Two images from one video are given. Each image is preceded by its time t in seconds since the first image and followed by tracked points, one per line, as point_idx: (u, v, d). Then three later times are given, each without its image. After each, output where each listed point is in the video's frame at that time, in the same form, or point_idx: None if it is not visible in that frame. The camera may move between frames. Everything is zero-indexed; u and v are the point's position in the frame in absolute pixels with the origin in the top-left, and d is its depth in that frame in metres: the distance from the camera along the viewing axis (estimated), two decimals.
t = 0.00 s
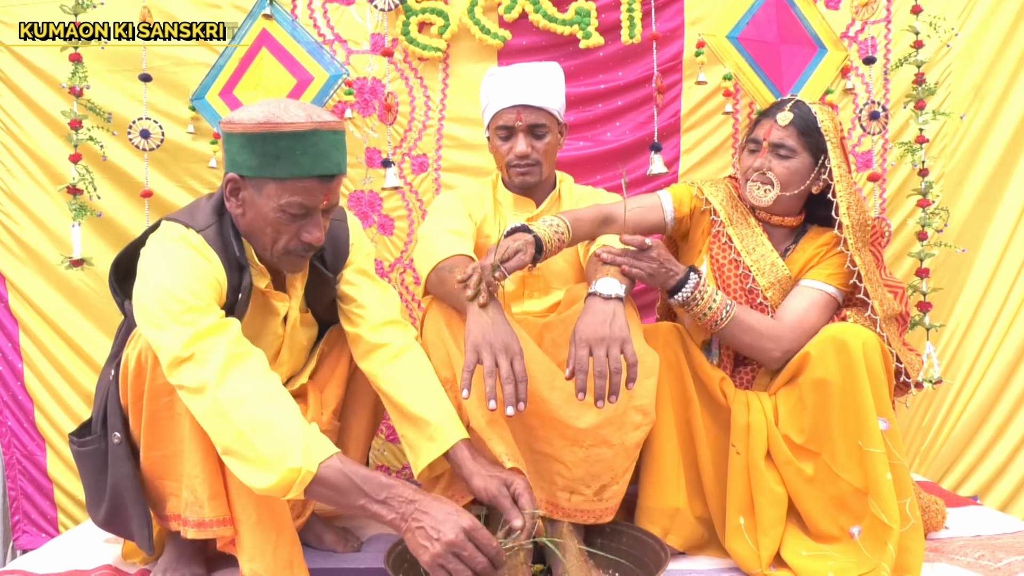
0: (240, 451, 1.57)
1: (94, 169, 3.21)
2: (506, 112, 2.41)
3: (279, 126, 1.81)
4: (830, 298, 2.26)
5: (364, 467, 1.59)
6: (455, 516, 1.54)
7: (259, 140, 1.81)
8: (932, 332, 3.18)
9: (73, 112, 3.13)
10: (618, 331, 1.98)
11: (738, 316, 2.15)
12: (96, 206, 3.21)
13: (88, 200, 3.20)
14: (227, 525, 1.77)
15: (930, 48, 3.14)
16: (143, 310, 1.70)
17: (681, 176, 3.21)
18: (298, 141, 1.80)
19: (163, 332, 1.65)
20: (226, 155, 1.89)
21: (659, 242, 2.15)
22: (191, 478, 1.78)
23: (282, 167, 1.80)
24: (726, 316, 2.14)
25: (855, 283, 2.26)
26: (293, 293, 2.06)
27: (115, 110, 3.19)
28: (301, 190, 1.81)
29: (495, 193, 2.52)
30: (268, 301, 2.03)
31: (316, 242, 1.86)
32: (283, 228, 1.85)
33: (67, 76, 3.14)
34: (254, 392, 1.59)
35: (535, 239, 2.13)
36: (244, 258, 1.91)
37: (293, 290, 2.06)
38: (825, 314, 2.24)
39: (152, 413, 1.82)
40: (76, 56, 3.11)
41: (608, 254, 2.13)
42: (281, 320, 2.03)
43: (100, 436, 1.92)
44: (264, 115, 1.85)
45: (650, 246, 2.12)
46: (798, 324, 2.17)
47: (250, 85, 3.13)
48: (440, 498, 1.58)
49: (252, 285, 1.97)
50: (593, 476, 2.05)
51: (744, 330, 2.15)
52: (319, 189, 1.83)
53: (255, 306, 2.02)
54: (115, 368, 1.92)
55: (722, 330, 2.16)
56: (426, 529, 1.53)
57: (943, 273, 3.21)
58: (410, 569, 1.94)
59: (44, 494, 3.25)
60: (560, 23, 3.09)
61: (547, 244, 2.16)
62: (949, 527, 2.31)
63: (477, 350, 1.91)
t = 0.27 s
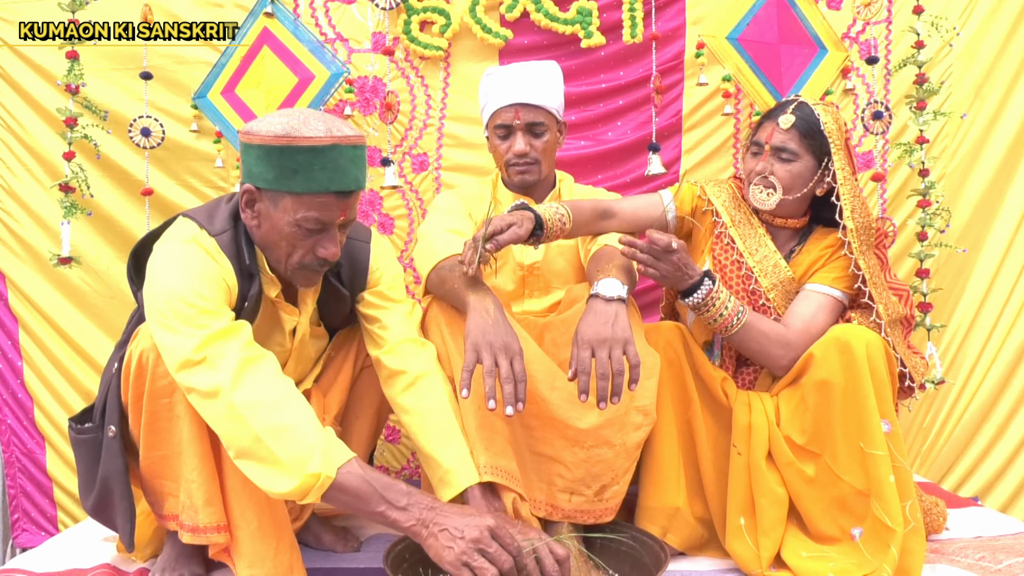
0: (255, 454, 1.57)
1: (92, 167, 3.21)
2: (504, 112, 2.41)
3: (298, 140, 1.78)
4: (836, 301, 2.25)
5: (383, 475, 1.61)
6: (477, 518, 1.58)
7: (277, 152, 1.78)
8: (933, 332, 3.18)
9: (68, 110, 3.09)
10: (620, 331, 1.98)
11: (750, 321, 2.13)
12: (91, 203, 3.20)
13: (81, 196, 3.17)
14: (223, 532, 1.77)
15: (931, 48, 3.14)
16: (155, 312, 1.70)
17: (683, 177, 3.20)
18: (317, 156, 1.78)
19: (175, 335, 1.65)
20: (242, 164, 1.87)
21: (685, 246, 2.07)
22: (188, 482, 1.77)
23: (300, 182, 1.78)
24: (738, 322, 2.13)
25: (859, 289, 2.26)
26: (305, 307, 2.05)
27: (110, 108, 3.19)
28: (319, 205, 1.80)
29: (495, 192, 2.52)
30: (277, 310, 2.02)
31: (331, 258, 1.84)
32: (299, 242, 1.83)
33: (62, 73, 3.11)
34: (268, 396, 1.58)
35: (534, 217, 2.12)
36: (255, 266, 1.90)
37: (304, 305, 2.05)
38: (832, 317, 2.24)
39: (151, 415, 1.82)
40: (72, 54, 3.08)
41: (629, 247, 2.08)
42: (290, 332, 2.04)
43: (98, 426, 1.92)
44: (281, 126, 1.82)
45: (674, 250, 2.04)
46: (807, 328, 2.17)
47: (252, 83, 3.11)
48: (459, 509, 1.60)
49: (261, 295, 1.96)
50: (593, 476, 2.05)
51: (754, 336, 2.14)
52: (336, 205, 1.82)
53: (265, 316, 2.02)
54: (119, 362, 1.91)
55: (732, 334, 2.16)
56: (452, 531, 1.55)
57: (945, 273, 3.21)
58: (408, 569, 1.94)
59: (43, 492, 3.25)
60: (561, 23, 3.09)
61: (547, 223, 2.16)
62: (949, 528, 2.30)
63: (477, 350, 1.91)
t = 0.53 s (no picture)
0: (266, 461, 1.57)
1: (86, 166, 3.20)
2: (505, 113, 2.41)
3: (311, 142, 1.77)
4: (844, 307, 2.25)
5: (395, 484, 1.61)
6: (489, 532, 1.57)
7: (292, 153, 1.77)
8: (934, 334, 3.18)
9: (63, 110, 3.10)
10: (619, 335, 1.98)
11: (755, 333, 2.12)
12: (84, 203, 3.20)
13: (75, 197, 3.19)
14: (230, 540, 1.77)
15: (932, 49, 3.13)
16: (168, 319, 1.68)
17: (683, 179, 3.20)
18: (333, 158, 1.77)
19: (188, 343, 1.63)
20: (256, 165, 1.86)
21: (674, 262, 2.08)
22: (195, 490, 1.77)
23: (315, 184, 1.77)
24: (742, 335, 2.12)
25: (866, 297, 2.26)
26: (311, 306, 2.05)
27: (107, 108, 3.19)
28: (334, 208, 1.79)
29: (496, 193, 2.52)
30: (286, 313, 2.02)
31: (344, 259, 1.84)
32: (312, 244, 1.82)
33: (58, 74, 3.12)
34: (281, 405, 1.58)
35: (541, 249, 2.13)
36: (265, 270, 1.89)
37: (311, 304, 2.05)
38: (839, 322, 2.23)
39: (158, 419, 1.82)
40: (66, 54, 3.10)
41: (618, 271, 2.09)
42: (297, 333, 2.04)
43: (104, 429, 1.91)
44: (295, 129, 1.81)
45: (661, 268, 2.06)
46: (816, 337, 2.15)
47: (256, 85, 3.15)
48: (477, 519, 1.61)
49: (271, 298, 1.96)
50: (593, 479, 2.04)
51: (762, 349, 2.12)
52: (349, 207, 1.81)
53: (274, 319, 2.01)
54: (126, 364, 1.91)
55: (739, 347, 2.14)
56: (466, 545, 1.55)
57: (946, 275, 3.21)
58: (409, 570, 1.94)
59: (43, 493, 3.24)
60: (561, 24, 3.08)
61: (553, 252, 2.16)
62: (950, 530, 2.30)
63: (478, 353, 1.91)
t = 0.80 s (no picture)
0: (302, 459, 1.59)
1: (86, 168, 3.21)
2: (507, 114, 2.42)
3: (301, 128, 1.82)
4: (857, 297, 2.20)
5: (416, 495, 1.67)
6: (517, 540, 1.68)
7: (284, 142, 1.81)
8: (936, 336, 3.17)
9: (62, 112, 3.13)
10: (620, 337, 1.98)
11: (757, 318, 2.12)
12: (84, 206, 3.20)
13: (75, 199, 3.19)
14: (233, 545, 1.76)
15: (932, 52, 3.12)
16: (192, 323, 1.67)
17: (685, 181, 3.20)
18: (323, 143, 1.82)
19: (217, 346, 1.64)
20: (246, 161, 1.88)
21: (682, 239, 2.03)
22: (198, 492, 1.78)
23: (309, 169, 1.81)
24: (744, 319, 2.10)
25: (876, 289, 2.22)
26: (310, 297, 2.07)
27: (110, 110, 3.19)
28: (328, 191, 1.82)
29: (497, 195, 2.52)
30: (288, 307, 2.02)
31: (342, 243, 1.87)
32: (310, 230, 1.86)
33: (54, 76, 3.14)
34: (316, 404, 1.62)
35: (549, 222, 2.13)
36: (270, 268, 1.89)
37: (310, 295, 2.07)
38: (852, 314, 2.19)
39: (164, 423, 1.82)
40: (66, 57, 3.09)
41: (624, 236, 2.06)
42: (298, 327, 2.04)
43: (103, 433, 1.89)
44: (283, 118, 1.85)
45: (667, 243, 2.01)
46: (823, 329, 2.14)
47: (258, 88, 3.14)
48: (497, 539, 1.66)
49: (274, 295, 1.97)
50: (595, 483, 2.04)
51: (765, 334, 2.13)
52: (344, 189, 1.86)
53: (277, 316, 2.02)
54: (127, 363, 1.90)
55: (741, 332, 2.13)
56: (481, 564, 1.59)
57: (947, 276, 3.21)
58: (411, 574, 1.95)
59: (43, 496, 3.24)
60: (562, 27, 3.09)
61: (561, 228, 2.17)
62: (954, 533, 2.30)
63: (479, 355, 1.93)
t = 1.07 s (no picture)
0: (264, 451, 1.55)
1: (94, 174, 3.21)
2: (510, 117, 2.42)
3: (290, 116, 1.84)
4: (861, 266, 2.15)
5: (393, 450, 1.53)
6: (494, 481, 1.48)
7: (273, 133, 1.83)
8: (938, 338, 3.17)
9: (68, 118, 3.14)
10: (627, 342, 1.98)
11: (744, 287, 2.14)
12: (90, 211, 3.20)
13: (83, 204, 3.20)
14: (238, 534, 1.77)
15: (932, 55, 3.12)
16: (170, 320, 1.67)
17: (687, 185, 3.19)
18: (311, 127, 1.85)
19: (186, 344, 1.62)
20: (234, 156, 1.88)
21: (658, 225, 2.07)
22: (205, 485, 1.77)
23: (299, 154, 1.83)
24: (729, 291, 2.13)
25: (876, 267, 2.15)
26: (302, 289, 2.09)
27: (116, 116, 3.20)
28: (320, 175, 1.85)
29: (500, 199, 2.52)
30: (280, 301, 2.03)
31: (337, 227, 1.89)
32: (303, 216, 1.87)
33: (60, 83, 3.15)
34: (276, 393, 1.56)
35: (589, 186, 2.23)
36: (259, 260, 1.89)
37: (302, 287, 2.08)
38: (856, 282, 2.14)
39: (169, 419, 1.84)
40: (72, 62, 3.13)
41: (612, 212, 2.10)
42: (292, 320, 2.04)
43: (111, 438, 1.90)
44: (270, 107, 1.87)
45: (642, 231, 2.06)
46: (817, 299, 2.12)
47: (257, 91, 3.17)
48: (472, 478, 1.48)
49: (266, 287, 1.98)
50: (598, 487, 2.06)
51: (755, 301, 2.14)
52: (336, 171, 1.88)
53: (267, 307, 2.02)
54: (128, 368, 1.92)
55: (731, 301, 2.15)
56: (461, 515, 1.48)
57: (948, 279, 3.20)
58: None
59: (47, 501, 3.25)
60: (564, 32, 3.10)
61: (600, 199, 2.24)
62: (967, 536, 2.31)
63: (486, 359, 1.93)
